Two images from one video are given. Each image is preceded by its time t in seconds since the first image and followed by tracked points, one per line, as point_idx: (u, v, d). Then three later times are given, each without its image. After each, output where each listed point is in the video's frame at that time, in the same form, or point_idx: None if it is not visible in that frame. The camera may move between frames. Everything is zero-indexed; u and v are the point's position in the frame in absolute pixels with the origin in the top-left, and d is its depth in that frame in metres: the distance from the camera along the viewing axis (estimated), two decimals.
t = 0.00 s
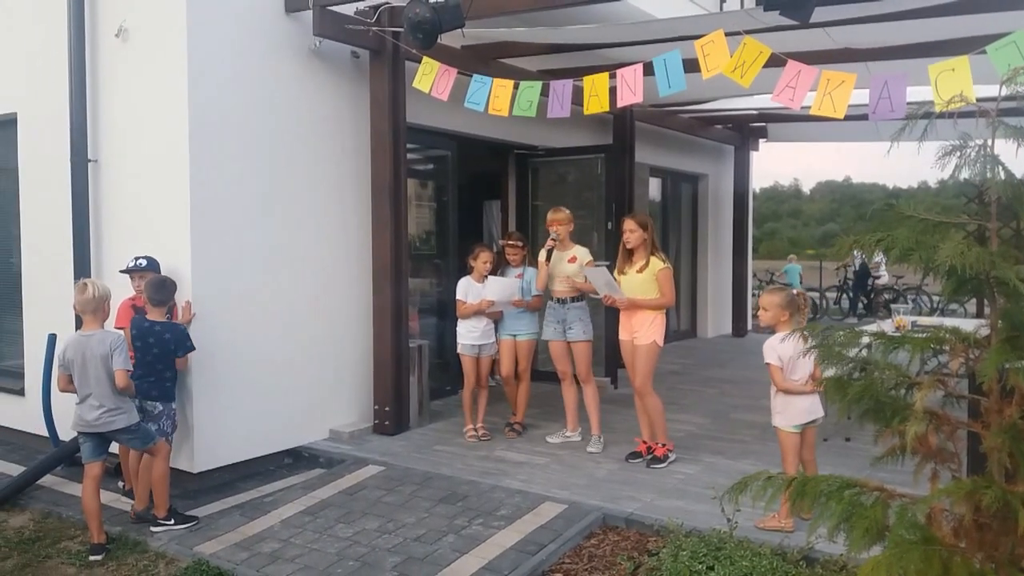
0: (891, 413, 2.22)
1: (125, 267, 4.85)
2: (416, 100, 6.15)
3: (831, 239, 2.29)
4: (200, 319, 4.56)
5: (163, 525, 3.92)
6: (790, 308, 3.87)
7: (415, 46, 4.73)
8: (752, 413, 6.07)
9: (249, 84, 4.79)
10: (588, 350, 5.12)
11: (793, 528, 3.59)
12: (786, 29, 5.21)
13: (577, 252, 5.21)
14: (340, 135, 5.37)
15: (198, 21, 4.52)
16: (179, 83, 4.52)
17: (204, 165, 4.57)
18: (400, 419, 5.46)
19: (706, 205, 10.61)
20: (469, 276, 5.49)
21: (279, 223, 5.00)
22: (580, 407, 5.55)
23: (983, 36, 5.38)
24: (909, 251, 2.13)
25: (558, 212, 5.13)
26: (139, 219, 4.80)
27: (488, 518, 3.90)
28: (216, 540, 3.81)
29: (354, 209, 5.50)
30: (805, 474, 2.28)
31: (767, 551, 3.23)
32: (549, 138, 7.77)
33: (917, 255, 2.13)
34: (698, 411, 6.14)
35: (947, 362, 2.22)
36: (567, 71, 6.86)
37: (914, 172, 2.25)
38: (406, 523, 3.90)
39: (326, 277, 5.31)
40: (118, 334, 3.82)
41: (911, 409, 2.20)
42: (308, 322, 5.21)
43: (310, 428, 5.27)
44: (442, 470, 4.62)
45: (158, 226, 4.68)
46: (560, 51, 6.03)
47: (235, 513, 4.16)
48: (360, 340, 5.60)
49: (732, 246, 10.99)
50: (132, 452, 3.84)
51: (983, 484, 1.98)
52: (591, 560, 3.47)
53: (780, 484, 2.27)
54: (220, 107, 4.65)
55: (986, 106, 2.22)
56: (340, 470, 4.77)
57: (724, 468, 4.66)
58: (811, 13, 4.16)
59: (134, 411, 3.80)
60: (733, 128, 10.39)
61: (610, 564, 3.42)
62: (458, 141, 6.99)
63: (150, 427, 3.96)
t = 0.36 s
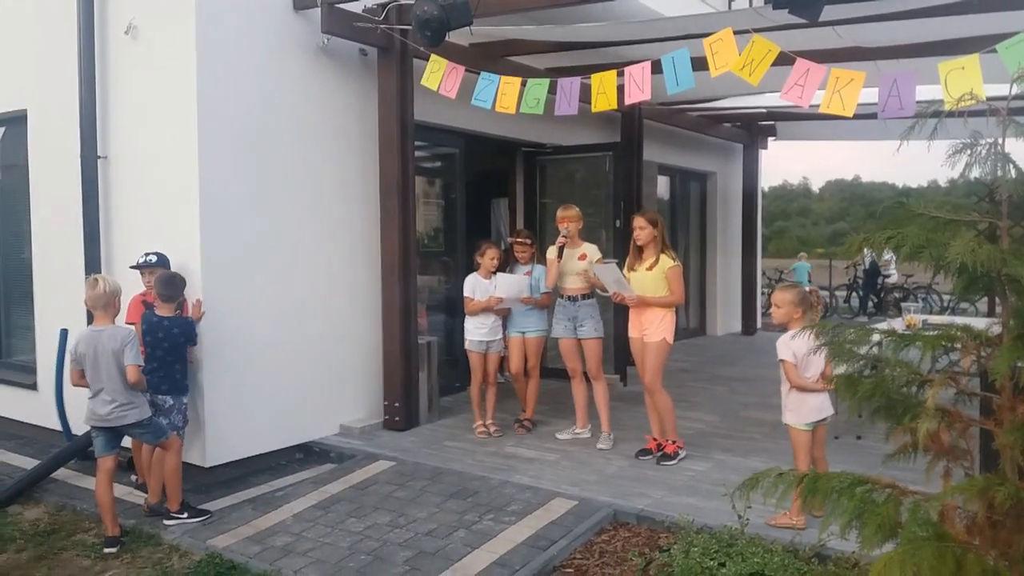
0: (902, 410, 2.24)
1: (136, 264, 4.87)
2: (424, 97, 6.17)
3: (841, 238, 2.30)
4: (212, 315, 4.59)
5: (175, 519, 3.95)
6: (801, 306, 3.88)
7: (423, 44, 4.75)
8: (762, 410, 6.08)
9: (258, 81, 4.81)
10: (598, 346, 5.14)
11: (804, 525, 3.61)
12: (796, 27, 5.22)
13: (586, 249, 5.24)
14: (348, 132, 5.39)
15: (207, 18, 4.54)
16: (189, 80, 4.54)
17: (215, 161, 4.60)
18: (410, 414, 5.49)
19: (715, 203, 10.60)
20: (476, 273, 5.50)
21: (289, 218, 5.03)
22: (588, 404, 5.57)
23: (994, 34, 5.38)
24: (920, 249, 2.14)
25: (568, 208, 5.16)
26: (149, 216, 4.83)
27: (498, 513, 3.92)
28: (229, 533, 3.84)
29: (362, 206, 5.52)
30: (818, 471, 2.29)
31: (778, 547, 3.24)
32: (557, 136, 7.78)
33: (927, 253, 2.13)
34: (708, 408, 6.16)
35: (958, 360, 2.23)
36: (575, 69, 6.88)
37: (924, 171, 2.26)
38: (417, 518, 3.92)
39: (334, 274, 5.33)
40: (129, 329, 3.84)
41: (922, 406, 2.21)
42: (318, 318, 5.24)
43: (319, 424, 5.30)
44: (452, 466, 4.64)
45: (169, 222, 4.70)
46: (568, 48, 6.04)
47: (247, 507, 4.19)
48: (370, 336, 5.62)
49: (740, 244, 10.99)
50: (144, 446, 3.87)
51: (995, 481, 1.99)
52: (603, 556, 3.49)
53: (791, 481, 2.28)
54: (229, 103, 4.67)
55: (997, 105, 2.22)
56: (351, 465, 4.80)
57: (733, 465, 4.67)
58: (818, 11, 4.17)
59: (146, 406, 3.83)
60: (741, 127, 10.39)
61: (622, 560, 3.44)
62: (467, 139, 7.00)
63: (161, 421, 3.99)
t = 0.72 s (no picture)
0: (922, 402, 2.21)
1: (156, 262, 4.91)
2: (440, 93, 6.17)
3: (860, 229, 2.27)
4: (231, 312, 4.63)
5: (195, 514, 3.98)
6: (820, 299, 3.84)
7: (439, 39, 4.74)
8: (781, 404, 6.04)
9: (275, 78, 4.83)
10: (616, 341, 5.13)
11: (823, 518, 3.58)
12: (815, 17, 5.17)
13: (605, 243, 5.21)
14: (365, 128, 5.40)
15: (225, 16, 4.56)
16: (207, 78, 4.57)
17: (233, 158, 4.63)
18: (428, 410, 5.50)
19: (733, 196, 10.54)
20: (493, 268, 5.49)
21: (307, 215, 5.05)
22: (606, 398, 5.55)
23: (1017, 22, 5.30)
24: (940, 239, 2.11)
25: (586, 202, 5.14)
26: (169, 213, 4.87)
27: (515, 508, 3.92)
28: (248, 528, 3.87)
29: (380, 202, 5.53)
30: (836, 463, 2.27)
31: (796, 541, 3.21)
32: (573, 130, 7.75)
33: (948, 244, 2.10)
34: (726, 402, 6.12)
35: (979, 351, 2.19)
36: (591, 62, 6.85)
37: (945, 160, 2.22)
38: (435, 512, 3.93)
39: (352, 270, 5.35)
40: (149, 326, 3.87)
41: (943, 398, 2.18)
42: (336, 315, 5.27)
43: (338, 420, 5.32)
44: (469, 460, 4.65)
45: (188, 220, 4.74)
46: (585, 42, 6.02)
47: (266, 502, 4.22)
48: (387, 332, 5.64)
49: (759, 237, 10.92)
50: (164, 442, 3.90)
51: (1016, 473, 1.96)
52: (620, 550, 3.48)
53: (809, 473, 2.27)
54: (247, 101, 4.69)
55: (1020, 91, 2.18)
56: (369, 460, 4.81)
57: (751, 459, 4.65)
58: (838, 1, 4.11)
59: (167, 402, 3.87)
60: (760, 119, 10.31)
61: (639, 554, 3.43)
62: (483, 134, 7.00)
63: (181, 418, 4.02)
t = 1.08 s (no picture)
0: (934, 393, 2.19)
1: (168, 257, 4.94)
2: (450, 87, 6.16)
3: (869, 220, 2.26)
4: (242, 306, 4.64)
5: (208, 507, 4.01)
6: (831, 290, 3.82)
7: (449, 32, 4.73)
8: (792, 397, 6.02)
9: (286, 74, 4.84)
10: (628, 334, 5.12)
11: (833, 510, 3.57)
12: (825, 7, 5.13)
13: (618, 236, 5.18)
14: (375, 123, 5.40)
15: (235, 12, 4.57)
16: (218, 74, 4.58)
17: (244, 154, 4.64)
18: (438, 403, 5.51)
19: (744, 188, 10.49)
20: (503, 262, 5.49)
21: (317, 210, 5.06)
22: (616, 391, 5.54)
23: None
24: (952, 229, 2.09)
25: (599, 196, 5.13)
26: (180, 209, 4.89)
27: (525, 500, 3.93)
28: (259, 521, 3.89)
29: (390, 197, 5.53)
30: (846, 453, 2.26)
31: (807, 532, 3.20)
32: (583, 123, 7.73)
33: (960, 234, 2.09)
34: (737, 395, 6.11)
35: (992, 342, 2.18)
36: (601, 55, 6.82)
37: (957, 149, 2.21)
38: (445, 504, 3.94)
39: (362, 265, 5.36)
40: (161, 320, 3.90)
41: (954, 388, 2.16)
42: (347, 309, 5.28)
43: (349, 414, 5.34)
44: (480, 453, 4.65)
45: (199, 215, 4.76)
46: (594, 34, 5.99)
47: (277, 495, 4.24)
48: (398, 327, 5.65)
49: (770, 228, 10.87)
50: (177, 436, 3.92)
51: None
52: (629, 542, 3.48)
53: (819, 464, 2.26)
54: (257, 96, 4.70)
55: None
56: (380, 453, 4.83)
57: (762, 451, 4.63)
58: None
59: (179, 395, 3.89)
60: (771, 111, 10.25)
61: (648, 546, 3.43)
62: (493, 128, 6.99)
63: (193, 411, 4.04)
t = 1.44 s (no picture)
0: (931, 384, 2.19)
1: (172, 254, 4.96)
2: (451, 83, 6.17)
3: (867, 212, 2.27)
4: (246, 303, 4.67)
5: (213, 503, 4.04)
6: (830, 283, 3.83)
7: (450, 28, 4.74)
8: (793, 389, 6.03)
9: (288, 71, 4.85)
10: (630, 327, 5.13)
11: (833, 502, 3.59)
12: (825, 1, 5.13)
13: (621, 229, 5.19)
14: (377, 119, 5.41)
15: (237, 10, 4.59)
16: (220, 71, 4.60)
17: (246, 151, 4.66)
18: (441, 398, 5.54)
19: (745, 181, 10.50)
20: (505, 257, 5.51)
21: (319, 206, 5.08)
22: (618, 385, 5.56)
23: None
24: (950, 220, 2.10)
25: (602, 189, 5.19)
26: (184, 206, 4.91)
27: (528, 493, 3.95)
28: (264, 516, 3.92)
29: (393, 193, 5.55)
30: (844, 445, 2.29)
31: (806, 524, 3.22)
32: (584, 118, 7.74)
33: (957, 225, 2.10)
34: (738, 388, 6.12)
35: (989, 333, 2.19)
36: (601, 49, 6.82)
37: (956, 142, 2.22)
38: (448, 498, 3.96)
39: (365, 260, 5.38)
40: (165, 318, 3.93)
41: (951, 379, 2.16)
42: (350, 305, 5.30)
43: (353, 409, 5.36)
44: (482, 447, 4.68)
45: (202, 211, 4.78)
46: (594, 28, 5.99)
47: (282, 490, 4.27)
48: (401, 322, 5.67)
49: (770, 219, 10.89)
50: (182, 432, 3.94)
51: None
52: (631, 534, 3.50)
53: (818, 456, 2.29)
54: (259, 93, 4.72)
55: None
56: (383, 448, 4.86)
57: (762, 443, 4.65)
58: None
59: (184, 392, 3.92)
60: (772, 104, 10.25)
61: (649, 538, 3.45)
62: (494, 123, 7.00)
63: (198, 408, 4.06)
